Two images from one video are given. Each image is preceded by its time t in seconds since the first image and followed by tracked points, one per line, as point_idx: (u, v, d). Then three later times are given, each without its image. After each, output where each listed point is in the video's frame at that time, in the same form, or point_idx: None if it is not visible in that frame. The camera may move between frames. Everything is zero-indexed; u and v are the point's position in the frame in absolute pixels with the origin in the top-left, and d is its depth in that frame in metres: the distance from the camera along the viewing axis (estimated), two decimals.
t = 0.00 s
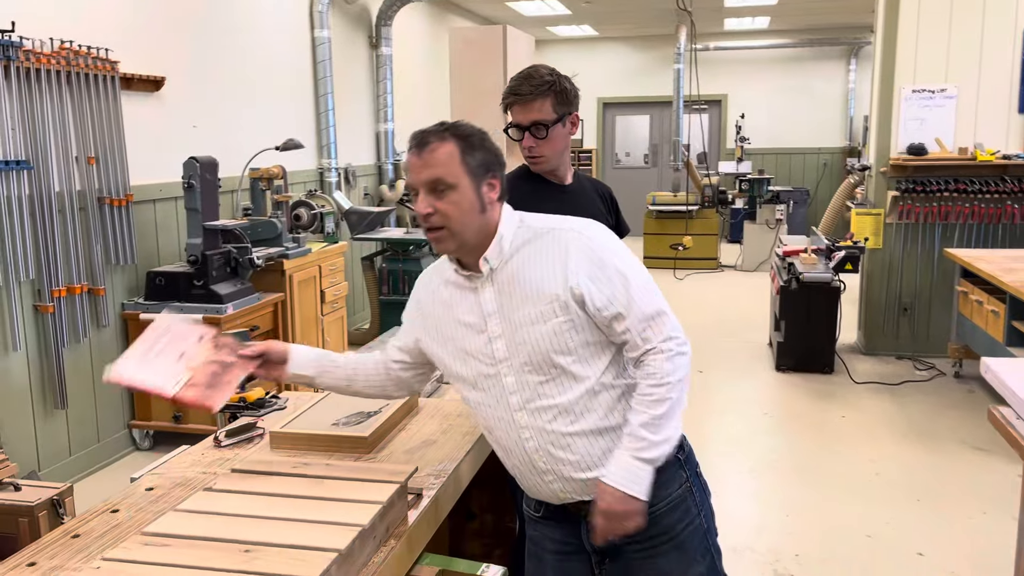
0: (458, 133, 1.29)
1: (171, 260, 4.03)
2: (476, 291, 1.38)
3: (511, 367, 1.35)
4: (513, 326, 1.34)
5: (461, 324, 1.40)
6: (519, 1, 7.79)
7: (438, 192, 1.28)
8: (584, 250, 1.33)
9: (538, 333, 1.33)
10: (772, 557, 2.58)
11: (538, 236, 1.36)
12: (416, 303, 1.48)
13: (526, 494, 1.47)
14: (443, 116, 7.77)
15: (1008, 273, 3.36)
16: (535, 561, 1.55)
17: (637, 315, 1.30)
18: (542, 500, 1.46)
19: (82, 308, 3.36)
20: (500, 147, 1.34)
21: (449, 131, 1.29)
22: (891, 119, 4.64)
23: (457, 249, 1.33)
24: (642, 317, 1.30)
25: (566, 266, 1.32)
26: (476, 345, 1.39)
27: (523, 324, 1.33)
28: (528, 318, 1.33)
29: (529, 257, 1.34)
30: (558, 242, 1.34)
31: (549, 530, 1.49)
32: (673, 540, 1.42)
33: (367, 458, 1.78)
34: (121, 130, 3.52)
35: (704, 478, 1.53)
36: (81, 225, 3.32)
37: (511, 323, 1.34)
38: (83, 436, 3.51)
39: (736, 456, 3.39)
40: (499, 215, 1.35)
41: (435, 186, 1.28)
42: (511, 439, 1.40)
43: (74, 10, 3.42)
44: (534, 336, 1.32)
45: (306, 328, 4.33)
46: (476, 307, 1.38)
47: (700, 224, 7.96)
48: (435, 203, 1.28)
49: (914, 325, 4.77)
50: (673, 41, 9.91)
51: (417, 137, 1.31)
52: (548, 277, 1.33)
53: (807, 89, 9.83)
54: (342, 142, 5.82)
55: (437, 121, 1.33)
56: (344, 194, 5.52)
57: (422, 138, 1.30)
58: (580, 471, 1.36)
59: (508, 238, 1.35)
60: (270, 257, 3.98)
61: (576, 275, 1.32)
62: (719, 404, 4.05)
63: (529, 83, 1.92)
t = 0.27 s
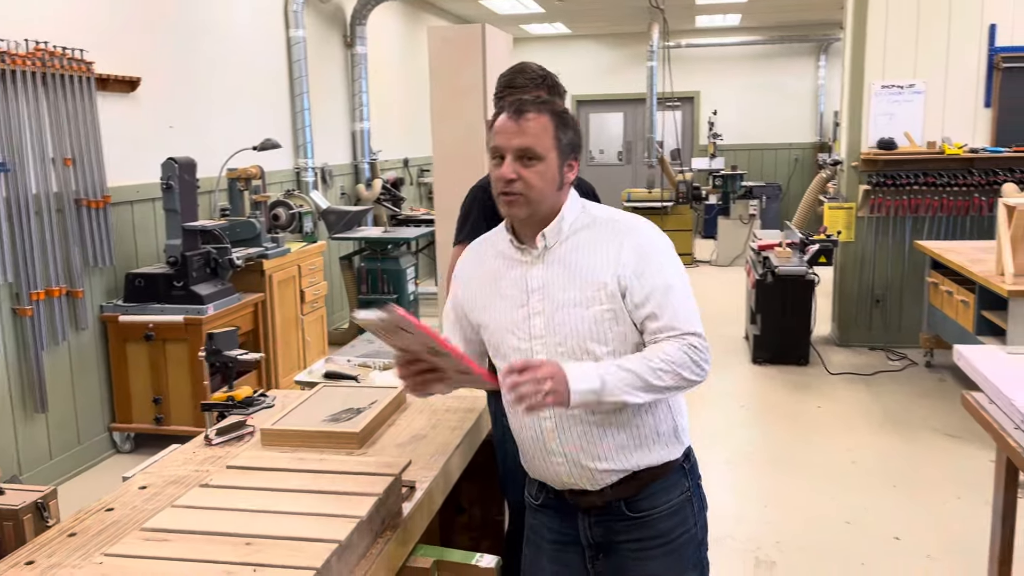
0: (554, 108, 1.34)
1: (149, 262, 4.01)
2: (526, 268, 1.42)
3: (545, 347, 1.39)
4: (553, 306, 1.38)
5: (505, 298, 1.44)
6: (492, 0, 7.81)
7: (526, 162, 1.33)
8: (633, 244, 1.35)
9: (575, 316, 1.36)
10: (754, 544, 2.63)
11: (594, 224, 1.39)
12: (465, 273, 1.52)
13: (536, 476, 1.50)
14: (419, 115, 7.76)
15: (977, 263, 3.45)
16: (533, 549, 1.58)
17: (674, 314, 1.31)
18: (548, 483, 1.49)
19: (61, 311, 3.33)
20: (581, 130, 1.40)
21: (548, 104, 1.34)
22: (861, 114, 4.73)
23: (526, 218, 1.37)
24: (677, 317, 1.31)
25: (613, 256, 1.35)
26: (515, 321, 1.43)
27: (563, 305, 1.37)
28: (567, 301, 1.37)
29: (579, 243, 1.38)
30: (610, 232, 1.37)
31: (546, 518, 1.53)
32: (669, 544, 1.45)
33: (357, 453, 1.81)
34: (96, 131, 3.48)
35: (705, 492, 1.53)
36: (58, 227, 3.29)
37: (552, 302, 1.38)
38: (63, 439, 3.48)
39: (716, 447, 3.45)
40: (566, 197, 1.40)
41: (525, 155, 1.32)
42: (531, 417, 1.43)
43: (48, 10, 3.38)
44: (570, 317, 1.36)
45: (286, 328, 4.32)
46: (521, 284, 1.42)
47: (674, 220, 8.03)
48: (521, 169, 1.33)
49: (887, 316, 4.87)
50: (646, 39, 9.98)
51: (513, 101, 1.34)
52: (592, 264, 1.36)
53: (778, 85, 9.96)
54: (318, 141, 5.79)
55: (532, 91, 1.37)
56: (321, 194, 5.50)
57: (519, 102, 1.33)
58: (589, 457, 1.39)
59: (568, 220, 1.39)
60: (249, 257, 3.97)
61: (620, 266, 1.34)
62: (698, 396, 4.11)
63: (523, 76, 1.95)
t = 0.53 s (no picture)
0: (628, 104, 1.39)
1: (126, 264, 3.97)
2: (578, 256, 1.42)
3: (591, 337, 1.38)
4: (603, 296, 1.38)
5: (552, 285, 1.43)
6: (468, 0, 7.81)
7: (599, 151, 1.35)
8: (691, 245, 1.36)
9: (627, 309, 1.36)
10: (734, 537, 2.67)
11: (653, 222, 1.39)
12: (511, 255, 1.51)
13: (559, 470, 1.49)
14: (395, 114, 7.74)
15: (947, 259, 3.52)
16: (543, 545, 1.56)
17: (729, 318, 1.32)
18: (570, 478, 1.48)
19: (36, 313, 3.28)
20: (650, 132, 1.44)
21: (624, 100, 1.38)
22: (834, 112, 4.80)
23: (590, 209, 1.38)
24: (731, 322, 1.32)
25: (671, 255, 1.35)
26: (559, 310, 1.42)
27: (615, 297, 1.37)
28: (618, 294, 1.36)
29: (636, 238, 1.38)
30: (670, 230, 1.38)
31: (560, 516, 1.51)
32: (686, 552, 1.42)
33: (340, 451, 1.81)
34: (71, 132, 3.44)
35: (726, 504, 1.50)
36: (33, 229, 3.25)
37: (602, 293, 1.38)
38: (39, 444, 3.44)
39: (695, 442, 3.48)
40: (628, 195, 1.42)
41: (599, 143, 1.35)
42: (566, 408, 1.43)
43: (20, 9, 3.33)
44: (621, 310, 1.36)
45: (264, 329, 4.29)
46: (569, 274, 1.42)
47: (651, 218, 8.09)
48: (593, 158, 1.35)
49: (861, 312, 4.95)
50: (621, 39, 10.04)
51: (589, 96, 1.39)
52: (647, 261, 1.36)
53: (752, 84, 10.07)
54: (294, 141, 5.76)
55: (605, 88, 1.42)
56: (298, 194, 5.47)
57: (597, 97, 1.38)
58: (622, 454, 1.38)
59: (629, 215, 1.40)
60: (227, 258, 3.94)
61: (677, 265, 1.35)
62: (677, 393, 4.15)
63: (509, 72, 1.97)
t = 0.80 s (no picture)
0: (695, 110, 1.41)
1: (85, 267, 3.89)
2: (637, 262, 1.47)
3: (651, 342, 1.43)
4: (665, 302, 1.43)
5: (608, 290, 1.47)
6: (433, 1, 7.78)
7: (667, 160, 1.38)
8: (748, 257, 1.43)
9: (688, 316, 1.42)
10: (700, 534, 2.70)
11: (710, 233, 1.46)
12: (560, 256, 1.53)
13: (598, 474, 1.50)
14: (360, 115, 7.69)
15: (906, 257, 3.60)
16: (573, 552, 1.58)
17: (787, 329, 1.39)
18: (610, 482, 1.50)
19: None
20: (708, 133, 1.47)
21: (692, 106, 1.40)
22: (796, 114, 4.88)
23: (655, 215, 1.43)
24: (787, 333, 1.39)
25: (731, 266, 1.42)
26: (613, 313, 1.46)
27: (677, 304, 1.42)
28: (677, 301, 1.42)
29: (695, 248, 1.44)
30: (728, 242, 1.44)
31: (594, 522, 1.54)
32: (722, 551, 1.49)
33: (305, 455, 1.79)
34: (28, 133, 3.36)
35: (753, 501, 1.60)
36: None
37: (663, 299, 1.43)
38: None
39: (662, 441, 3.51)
40: (686, 200, 1.47)
41: (668, 154, 1.38)
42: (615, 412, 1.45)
43: None
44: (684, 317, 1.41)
45: (228, 333, 4.23)
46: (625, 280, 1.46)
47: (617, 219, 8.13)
48: (662, 168, 1.38)
49: (823, 310, 5.04)
50: (586, 41, 10.09)
51: (658, 99, 1.39)
52: (708, 271, 1.42)
53: (715, 86, 10.18)
54: (257, 143, 5.69)
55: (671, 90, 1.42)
56: (261, 196, 5.40)
57: (666, 102, 1.39)
58: (675, 458, 1.43)
59: (688, 225, 1.46)
60: (189, 261, 3.88)
61: (737, 277, 1.41)
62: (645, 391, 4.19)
63: (479, 72, 1.99)
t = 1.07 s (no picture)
0: (711, 116, 1.33)
1: (55, 271, 3.83)
2: (647, 264, 1.42)
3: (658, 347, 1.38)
4: (674, 307, 1.39)
5: (616, 293, 1.42)
6: (411, 2, 7.74)
7: (682, 172, 1.32)
8: (761, 262, 1.39)
9: (698, 321, 1.37)
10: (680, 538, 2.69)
11: (723, 236, 1.41)
12: (568, 254, 1.48)
13: (599, 476, 1.46)
14: (337, 116, 7.64)
15: (882, 259, 3.62)
16: (574, 558, 1.52)
17: (797, 337, 1.35)
18: (611, 484, 1.45)
19: None
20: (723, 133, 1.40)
21: (708, 112, 1.33)
22: (773, 116, 4.91)
23: (670, 225, 1.37)
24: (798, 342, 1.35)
25: (743, 270, 1.38)
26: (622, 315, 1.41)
27: (686, 308, 1.38)
28: (688, 305, 1.38)
29: (707, 251, 1.40)
30: (740, 246, 1.40)
31: (594, 525, 1.49)
32: (721, 554, 1.46)
33: (278, 462, 1.76)
34: None
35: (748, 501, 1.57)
36: None
37: (672, 303, 1.39)
38: None
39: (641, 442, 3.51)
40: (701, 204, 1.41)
41: (683, 166, 1.32)
42: (621, 416, 1.41)
43: None
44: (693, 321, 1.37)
45: (202, 337, 4.16)
46: (635, 280, 1.42)
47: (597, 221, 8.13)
48: (677, 180, 1.32)
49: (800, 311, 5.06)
50: (564, 42, 10.10)
51: (673, 105, 1.31)
52: (719, 275, 1.38)
53: (693, 88, 10.23)
54: (233, 144, 5.62)
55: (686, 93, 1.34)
56: (238, 199, 5.34)
57: (680, 109, 1.31)
58: (679, 462, 1.38)
59: (700, 228, 1.41)
60: (162, 264, 3.82)
61: (749, 282, 1.37)
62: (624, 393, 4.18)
63: (456, 74, 1.96)
